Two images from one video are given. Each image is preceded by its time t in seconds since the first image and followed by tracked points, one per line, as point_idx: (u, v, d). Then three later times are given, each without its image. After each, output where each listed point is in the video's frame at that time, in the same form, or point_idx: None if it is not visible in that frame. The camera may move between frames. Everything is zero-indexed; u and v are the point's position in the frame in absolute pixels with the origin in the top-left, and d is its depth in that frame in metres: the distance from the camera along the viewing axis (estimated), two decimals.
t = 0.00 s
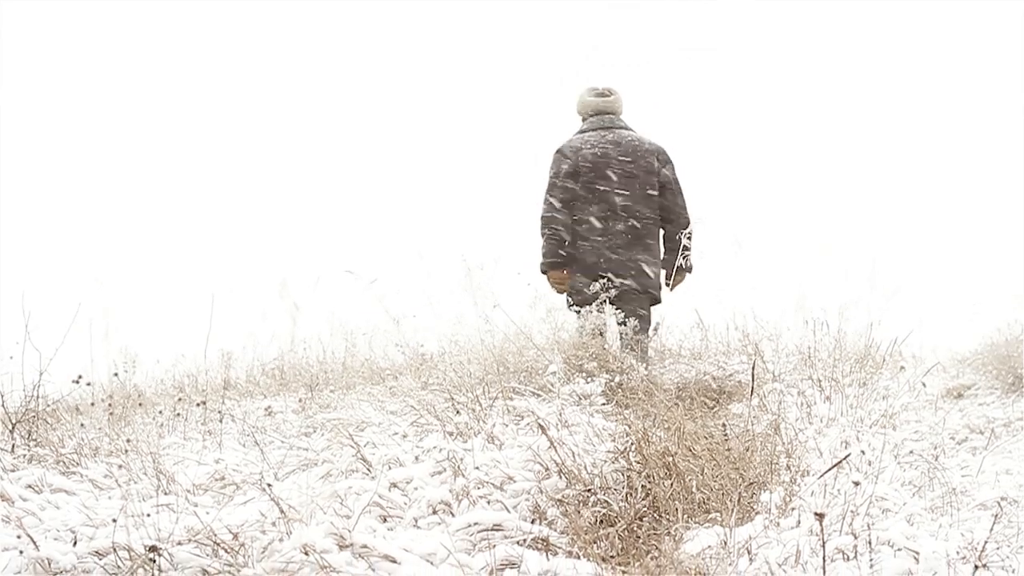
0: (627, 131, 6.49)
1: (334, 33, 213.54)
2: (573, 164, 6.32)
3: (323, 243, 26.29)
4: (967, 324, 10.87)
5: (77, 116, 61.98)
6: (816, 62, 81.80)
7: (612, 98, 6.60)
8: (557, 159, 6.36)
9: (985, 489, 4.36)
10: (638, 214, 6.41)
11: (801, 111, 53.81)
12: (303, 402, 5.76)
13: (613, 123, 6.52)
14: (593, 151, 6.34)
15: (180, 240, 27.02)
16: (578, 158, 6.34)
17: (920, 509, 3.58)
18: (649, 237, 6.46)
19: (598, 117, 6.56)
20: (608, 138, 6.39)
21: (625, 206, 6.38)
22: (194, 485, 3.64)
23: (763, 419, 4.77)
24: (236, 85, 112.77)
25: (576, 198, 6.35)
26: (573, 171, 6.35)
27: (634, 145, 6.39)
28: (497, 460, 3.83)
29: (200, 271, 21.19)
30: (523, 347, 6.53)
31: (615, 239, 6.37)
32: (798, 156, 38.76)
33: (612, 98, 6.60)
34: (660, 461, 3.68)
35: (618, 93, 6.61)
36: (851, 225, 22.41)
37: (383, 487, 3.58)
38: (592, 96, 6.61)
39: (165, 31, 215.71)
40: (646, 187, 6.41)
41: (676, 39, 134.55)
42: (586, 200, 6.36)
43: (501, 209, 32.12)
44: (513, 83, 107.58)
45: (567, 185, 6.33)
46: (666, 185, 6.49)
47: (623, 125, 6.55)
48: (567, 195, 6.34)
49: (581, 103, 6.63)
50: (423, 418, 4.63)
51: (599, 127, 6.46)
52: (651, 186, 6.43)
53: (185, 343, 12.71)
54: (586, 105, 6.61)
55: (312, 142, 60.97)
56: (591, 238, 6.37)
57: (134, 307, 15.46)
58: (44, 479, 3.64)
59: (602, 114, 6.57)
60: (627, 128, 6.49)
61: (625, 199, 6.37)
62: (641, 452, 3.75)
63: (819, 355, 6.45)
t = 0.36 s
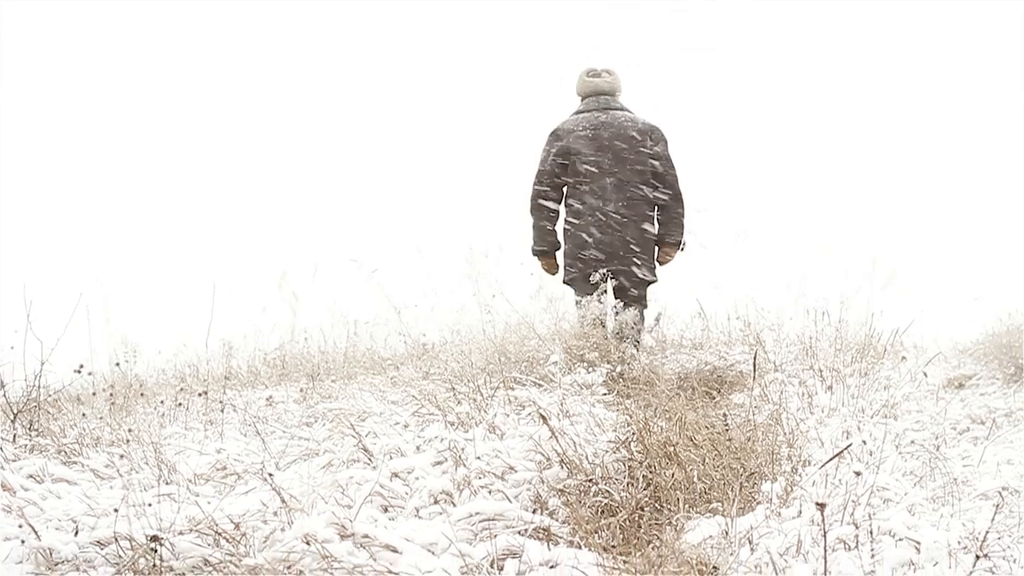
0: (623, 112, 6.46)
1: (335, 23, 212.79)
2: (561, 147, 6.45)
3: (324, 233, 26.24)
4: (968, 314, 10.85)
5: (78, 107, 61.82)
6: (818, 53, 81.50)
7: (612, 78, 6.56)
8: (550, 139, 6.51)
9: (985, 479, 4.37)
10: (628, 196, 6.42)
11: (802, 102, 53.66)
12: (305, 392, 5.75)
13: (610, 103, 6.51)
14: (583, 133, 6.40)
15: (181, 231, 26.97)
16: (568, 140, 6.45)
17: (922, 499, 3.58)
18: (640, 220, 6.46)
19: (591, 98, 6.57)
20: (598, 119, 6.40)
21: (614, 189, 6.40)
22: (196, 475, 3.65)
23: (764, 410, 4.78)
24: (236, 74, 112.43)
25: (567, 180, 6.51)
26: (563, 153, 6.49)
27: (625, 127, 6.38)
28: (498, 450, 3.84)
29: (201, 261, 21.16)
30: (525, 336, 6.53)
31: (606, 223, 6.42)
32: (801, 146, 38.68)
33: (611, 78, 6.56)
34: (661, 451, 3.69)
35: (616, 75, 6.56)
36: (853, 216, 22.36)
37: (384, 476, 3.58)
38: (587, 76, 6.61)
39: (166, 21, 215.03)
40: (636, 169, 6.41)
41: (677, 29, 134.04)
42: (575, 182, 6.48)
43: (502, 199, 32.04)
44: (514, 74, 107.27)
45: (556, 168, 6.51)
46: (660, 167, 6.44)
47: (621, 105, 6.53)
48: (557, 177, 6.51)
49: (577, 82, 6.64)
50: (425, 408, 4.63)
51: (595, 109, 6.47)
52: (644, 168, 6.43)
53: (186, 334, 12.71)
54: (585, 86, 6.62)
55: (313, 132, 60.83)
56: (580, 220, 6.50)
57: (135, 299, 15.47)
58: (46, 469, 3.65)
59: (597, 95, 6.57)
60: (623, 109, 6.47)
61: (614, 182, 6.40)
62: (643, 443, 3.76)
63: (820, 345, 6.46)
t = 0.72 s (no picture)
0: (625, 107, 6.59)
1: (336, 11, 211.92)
2: (560, 142, 6.70)
3: (325, 221, 26.17)
4: (971, 302, 10.82)
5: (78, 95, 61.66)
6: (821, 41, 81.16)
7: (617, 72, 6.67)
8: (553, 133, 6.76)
9: (987, 467, 4.36)
10: (622, 191, 6.59)
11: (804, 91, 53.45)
12: (306, 380, 5.75)
13: (612, 98, 6.65)
14: (580, 129, 6.61)
15: (182, 218, 26.89)
16: (567, 136, 6.68)
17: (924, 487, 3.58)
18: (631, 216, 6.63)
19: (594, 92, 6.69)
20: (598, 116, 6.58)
21: (610, 184, 6.59)
22: (197, 463, 3.64)
23: (766, 398, 4.78)
24: (237, 62, 112.03)
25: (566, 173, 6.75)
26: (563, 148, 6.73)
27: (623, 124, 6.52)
28: (500, 438, 3.83)
29: (203, 249, 21.10)
30: (527, 324, 6.53)
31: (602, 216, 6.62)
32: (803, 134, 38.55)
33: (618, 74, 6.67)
34: (663, 440, 3.69)
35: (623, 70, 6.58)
36: (855, 205, 22.29)
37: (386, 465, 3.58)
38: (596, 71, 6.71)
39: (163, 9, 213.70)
40: (632, 165, 6.54)
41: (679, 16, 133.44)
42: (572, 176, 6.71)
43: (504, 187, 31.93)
44: (516, 61, 106.86)
45: (555, 161, 6.77)
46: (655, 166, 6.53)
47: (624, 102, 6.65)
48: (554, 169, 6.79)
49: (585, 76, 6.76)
50: (427, 396, 4.62)
51: (597, 104, 6.62)
52: (642, 162, 6.54)
53: (188, 322, 12.69)
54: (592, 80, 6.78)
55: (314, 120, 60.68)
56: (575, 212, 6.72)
57: (137, 287, 15.45)
58: (47, 458, 3.65)
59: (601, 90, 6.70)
60: (624, 104, 6.60)
61: (609, 177, 6.58)
62: (645, 431, 3.77)
63: (822, 334, 6.45)
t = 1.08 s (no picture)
0: (631, 107, 6.67)
1: None
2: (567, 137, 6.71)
3: (326, 206, 26.11)
4: (973, 287, 10.79)
5: (79, 80, 61.48)
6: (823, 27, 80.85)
7: (625, 75, 6.80)
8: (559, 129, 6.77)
9: (989, 452, 4.36)
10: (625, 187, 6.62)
11: (805, 76, 53.21)
12: (307, 365, 5.75)
13: (620, 99, 6.72)
14: (587, 125, 6.61)
15: (182, 203, 26.81)
16: (574, 132, 6.69)
17: (925, 472, 3.58)
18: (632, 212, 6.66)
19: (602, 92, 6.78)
20: (604, 114, 6.60)
21: (613, 180, 6.61)
22: (198, 448, 3.64)
23: (766, 383, 4.78)
24: (237, 48, 111.56)
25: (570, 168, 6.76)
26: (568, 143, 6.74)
27: (629, 124, 6.55)
28: (501, 424, 3.83)
29: (204, 235, 21.05)
30: (527, 309, 6.51)
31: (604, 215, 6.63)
32: (805, 119, 38.42)
33: (625, 77, 6.79)
34: (664, 425, 3.70)
35: (630, 71, 6.83)
36: (857, 190, 22.23)
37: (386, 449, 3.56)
38: (603, 73, 6.85)
39: None
40: (636, 164, 6.58)
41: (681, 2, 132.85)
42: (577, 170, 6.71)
43: (505, 172, 31.83)
44: (517, 46, 106.36)
45: (560, 156, 6.78)
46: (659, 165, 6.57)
47: (631, 102, 6.71)
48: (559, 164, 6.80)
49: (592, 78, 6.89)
50: (429, 381, 4.61)
51: (604, 103, 6.67)
52: (644, 162, 6.59)
53: (188, 307, 12.68)
54: (599, 80, 6.86)
55: (315, 105, 60.53)
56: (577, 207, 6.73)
57: (137, 272, 15.43)
58: (49, 443, 3.65)
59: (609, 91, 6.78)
60: (630, 105, 6.67)
61: (613, 173, 6.60)
62: (647, 416, 3.76)
63: (822, 320, 6.43)
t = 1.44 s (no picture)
0: (638, 91, 6.63)
1: None
2: (572, 116, 6.67)
3: (326, 191, 26.03)
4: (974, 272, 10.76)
5: (78, 64, 61.27)
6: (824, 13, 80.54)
7: (634, 57, 6.72)
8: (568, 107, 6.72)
9: (989, 437, 4.36)
10: (631, 168, 6.60)
11: (806, 61, 52.95)
12: (308, 349, 5.75)
13: (627, 82, 6.67)
14: (594, 105, 6.59)
15: (181, 188, 26.72)
16: (579, 111, 6.65)
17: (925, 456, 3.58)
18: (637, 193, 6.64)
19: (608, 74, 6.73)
20: (611, 97, 6.57)
21: (618, 160, 6.60)
22: (198, 432, 3.64)
23: (767, 366, 4.77)
24: (237, 32, 111.10)
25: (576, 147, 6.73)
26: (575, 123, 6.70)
27: (637, 106, 6.53)
28: (501, 408, 3.83)
29: (203, 220, 21.00)
30: (527, 294, 6.49)
31: (607, 198, 6.63)
32: (806, 103, 38.29)
33: (633, 59, 6.70)
34: (664, 409, 3.70)
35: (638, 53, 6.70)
36: (858, 174, 22.17)
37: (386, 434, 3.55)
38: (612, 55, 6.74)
39: None
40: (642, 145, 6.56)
41: None
42: (582, 150, 6.69)
43: (506, 157, 31.71)
44: (518, 31, 105.99)
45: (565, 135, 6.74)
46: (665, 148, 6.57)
47: (638, 84, 6.68)
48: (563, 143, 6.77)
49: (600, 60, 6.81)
50: (429, 365, 4.60)
51: (611, 86, 6.63)
52: (649, 147, 6.57)
53: (187, 292, 12.68)
54: (606, 62, 6.80)
55: (314, 89, 60.36)
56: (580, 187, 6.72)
57: (136, 256, 15.43)
58: (49, 427, 3.65)
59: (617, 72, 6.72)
60: (638, 89, 6.63)
61: (619, 153, 6.59)
62: (647, 401, 3.76)
63: (823, 304, 6.43)
